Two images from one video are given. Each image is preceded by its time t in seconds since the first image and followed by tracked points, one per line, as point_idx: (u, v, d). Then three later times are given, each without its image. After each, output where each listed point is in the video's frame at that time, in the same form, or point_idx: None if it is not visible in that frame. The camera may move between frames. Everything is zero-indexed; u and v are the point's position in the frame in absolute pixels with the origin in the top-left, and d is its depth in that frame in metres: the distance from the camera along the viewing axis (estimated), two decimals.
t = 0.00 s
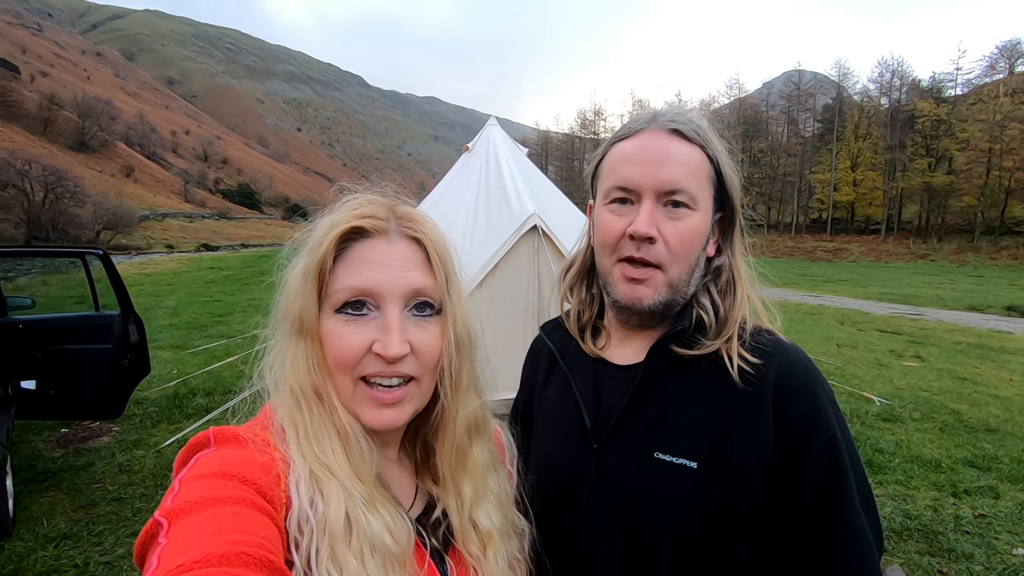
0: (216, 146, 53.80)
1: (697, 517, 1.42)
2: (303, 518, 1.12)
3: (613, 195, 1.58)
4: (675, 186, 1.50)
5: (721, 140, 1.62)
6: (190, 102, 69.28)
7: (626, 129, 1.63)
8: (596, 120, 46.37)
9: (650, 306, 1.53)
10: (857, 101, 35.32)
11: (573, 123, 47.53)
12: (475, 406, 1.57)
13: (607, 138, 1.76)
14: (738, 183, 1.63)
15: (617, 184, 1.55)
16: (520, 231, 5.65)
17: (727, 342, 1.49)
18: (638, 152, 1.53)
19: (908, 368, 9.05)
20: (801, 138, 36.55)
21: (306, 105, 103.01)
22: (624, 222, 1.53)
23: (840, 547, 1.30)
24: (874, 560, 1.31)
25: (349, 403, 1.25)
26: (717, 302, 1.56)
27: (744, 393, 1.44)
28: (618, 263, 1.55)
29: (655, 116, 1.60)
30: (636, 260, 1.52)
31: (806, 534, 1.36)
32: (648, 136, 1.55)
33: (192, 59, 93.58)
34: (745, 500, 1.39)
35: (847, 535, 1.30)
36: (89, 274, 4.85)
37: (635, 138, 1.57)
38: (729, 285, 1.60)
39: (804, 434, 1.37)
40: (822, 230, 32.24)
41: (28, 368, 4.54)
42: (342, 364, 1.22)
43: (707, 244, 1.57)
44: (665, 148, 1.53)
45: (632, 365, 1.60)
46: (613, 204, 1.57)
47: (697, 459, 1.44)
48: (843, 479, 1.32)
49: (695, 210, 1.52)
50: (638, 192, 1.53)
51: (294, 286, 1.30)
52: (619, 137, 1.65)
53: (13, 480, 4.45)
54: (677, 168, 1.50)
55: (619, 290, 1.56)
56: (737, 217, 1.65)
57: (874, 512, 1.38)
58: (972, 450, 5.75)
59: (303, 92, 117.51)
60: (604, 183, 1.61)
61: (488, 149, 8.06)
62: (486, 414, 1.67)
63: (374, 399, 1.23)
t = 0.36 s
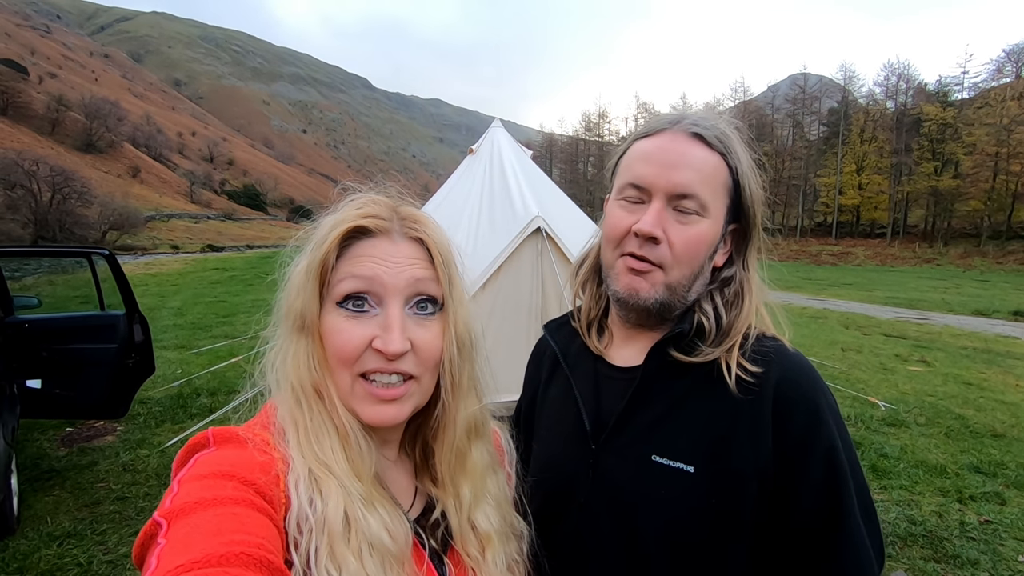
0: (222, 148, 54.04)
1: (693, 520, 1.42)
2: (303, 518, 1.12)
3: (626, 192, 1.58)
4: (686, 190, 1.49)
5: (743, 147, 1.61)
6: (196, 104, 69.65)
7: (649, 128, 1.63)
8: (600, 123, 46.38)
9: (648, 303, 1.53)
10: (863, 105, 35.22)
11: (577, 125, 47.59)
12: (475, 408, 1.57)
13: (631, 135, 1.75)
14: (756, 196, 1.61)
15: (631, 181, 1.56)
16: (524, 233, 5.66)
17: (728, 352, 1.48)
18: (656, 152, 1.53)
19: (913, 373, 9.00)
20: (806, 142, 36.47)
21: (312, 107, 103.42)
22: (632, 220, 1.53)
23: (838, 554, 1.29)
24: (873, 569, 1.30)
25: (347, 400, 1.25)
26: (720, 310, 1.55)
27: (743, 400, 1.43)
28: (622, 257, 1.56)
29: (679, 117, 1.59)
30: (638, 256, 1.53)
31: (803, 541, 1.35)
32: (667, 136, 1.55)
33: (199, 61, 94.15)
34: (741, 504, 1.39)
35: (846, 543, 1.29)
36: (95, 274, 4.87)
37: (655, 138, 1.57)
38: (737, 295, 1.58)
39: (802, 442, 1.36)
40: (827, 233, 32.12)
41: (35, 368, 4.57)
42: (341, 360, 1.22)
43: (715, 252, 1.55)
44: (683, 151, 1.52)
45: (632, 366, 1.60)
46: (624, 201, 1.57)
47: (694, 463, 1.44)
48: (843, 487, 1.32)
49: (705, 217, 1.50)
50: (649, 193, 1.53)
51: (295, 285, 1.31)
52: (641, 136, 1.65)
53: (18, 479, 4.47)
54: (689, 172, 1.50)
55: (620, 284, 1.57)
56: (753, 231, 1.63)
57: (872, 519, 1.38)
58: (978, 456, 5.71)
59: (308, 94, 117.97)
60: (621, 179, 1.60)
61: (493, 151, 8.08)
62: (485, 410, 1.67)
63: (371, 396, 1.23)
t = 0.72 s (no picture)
0: (229, 149, 54.31)
1: (689, 525, 1.41)
2: (302, 521, 1.12)
3: (652, 190, 1.57)
4: (714, 198, 1.48)
5: (773, 167, 1.59)
6: (204, 105, 70.14)
7: (685, 132, 1.62)
8: (606, 126, 46.40)
9: (656, 302, 1.52)
10: (870, 110, 35.08)
11: (583, 129, 47.60)
12: (477, 409, 1.58)
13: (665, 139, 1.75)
14: (782, 218, 1.59)
15: (659, 179, 1.55)
16: (529, 236, 5.65)
17: (733, 362, 1.47)
18: (690, 155, 1.52)
19: (920, 379, 8.93)
20: (813, 146, 36.34)
21: (318, 109, 103.85)
22: (655, 217, 1.52)
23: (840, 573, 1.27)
24: None
25: (350, 400, 1.24)
26: (728, 321, 1.53)
27: (742, 409, 1.42)
28: (636, 251, 1.55)
29: (718, 126, 1.58)
30: (654, 254, 1.52)
31: (803, 554, 1.33)
32: (705, 142, 1.54)
33: (207, 63, 94.77)
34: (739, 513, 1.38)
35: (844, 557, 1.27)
36: (102, 274, 4.89)
37: (690, 142, 1.56)
38: (747, 312, 1.56)
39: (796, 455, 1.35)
40: (833, 238, 31.98)
41: (42, 366, 4.60)
42: (345, 359, 1.22)
43: (730, 265, 1.54)
44: (715, 158, 1.51)
45: (634, 371, 1.60)
46: (649, 198, 1.57)
47: (693, 470, 1.43)
48: (842, 499, 1.30)
49: (727, 228, 1.50)
50: (676, 194, 1.52)
51: (299, 287, 1.32)
52: (674, 139, 1.65)
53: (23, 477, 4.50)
54: (718, 180, 1.49)
55: (630, 279, 1.57)
56: (775, 254, 1.61)
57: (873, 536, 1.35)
58: (986, 464, 5.66)
59: (315, 96, 118.51)
60: (647, 176, 1.60)
61: (499, 154, 8.09)
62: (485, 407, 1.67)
63: (374, 396, 1.22)
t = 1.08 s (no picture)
0: (235, 149, 54.52)
1: (692, 533, 1.40)
2: (307, 538, 1.06)
3: (650, 203, 1.56)
4: (713, 210, 1.47)
5: (767, 169, 1.58)
6: (211, 106, 70.50)
7: (678, 140, 1.61)
8: (611, 129, 46.37)
9: (663, 318, 1.52)
10: (877, 115, 34.97)
11: (588, 132, 47.62)
12: (473, 414, 1.55)
13: (655, 146, 1.74)
14: (778, 221, 1.58)
15: (657, 193, 1.54)
16: (533, 240, 5.65)
17: (737, 369, 1.46)
18: (684, 166, 1.51)
19: (924, 387, 8.87)
20: (819, 151, 36.24)
21: (324, 111, 104.25)
22: (656, 231, 1.51)
23: None
24: None
25: (435, 404, 1.24)
26: (731, 329, 1.53)
27: (744, 421, 1.42)
28: (638, 269, 1.55)
29: (711, 134, 1.56)
30: (657, 270, 1.52)
31: (809, 565, 1.32)
32: (699, 152, 1.53)
33: (214, 64, 95.19)
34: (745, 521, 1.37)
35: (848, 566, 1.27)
36: (107, 272, 4.91)
37: (686, 151, 1.55)
38: (750, 317, 1.56)
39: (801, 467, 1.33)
40: (838, 244, 31.85)
41: (46, 365, 4.61)
42: (437, 359, 1.22)
43: (732, 272, 1.53)
44: (711, 166, 1.50)
45: (636, 380, 1.59)
46: (649, 211, 1.56)
47: (697, 480, 1.43)
48: (848, 510, 1.29)
49: (728, 237, 1.49)
50: (675, 206, 1.51)
51: (368, 286, 1.18)
52: (668, 147, 1.63)
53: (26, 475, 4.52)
54: (716, 190, 1.48)
55: (634, 297, 1.56)
56: (773, 255, 1.60)
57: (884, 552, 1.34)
58: (991, 473, 5.62)
59: (321, 97, 118.99)
60: (645, 189, 1.59)
61: (503, 157, 8.08)
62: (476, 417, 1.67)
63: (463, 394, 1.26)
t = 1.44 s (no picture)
0: (240, 152, 54.79)
1: (692, 537, 1.40)
2: (301, 536, 1.06)
3: (662, 204, 1.55)
4: (724, 211, 1.48)
5: (769, 171, 1.61)
6: (218, 109, 70.96)
7: (686, 144, 1.62)
8: (615, 136, 46.43)
9: (677, 318, 1.52)
10: (881, 124, 34.95)
11: (592, 138, 47.71)
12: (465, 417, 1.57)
13: (660, 150, 1.75)
14: (781, 225, 1.60)
15: (668, 194, 1.54)
16: (536, 244, 5.66)
17: (742, 370, 1.47)
18: (695, 168, 1.52)
19: (928, 397, 8.82)
20: (823, 160, 36.22)
21: (330, 115, 104.73)
22: (668, 232, 1.51)
23: None
24: None
25: (440, 399, 1.26)
26: (737, 331, 1.53)
27: (751, 424, 1.41)
28: (651, 269, 1.54)
29: (718, 136, 1.58)
30: (672, 269, 1.51)
31: (809, 567, 1.32)
32: (709, 155, 1.54)
33: (222, 67, 95.81)
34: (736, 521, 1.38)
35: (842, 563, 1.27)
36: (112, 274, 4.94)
37: (695, 154, 1.56)
38: (753, 319, 1.56)
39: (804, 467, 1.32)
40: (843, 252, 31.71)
41: (50, 364, 4.63)
42: (444, 356, 1.24)
43: (740, 274, 1.54)
44: (720, 169, 1.52)
45: (642, 383, 1.59)
46: (659, 213, 1.55)
47: (702, 483, 1.42)
48: (850, 515, 1.28)
49: (738, 239, 1.50)
50: (688, 208, 1.51)
51: (380, 285, 1.19)
52: (675, 150, 1.64)
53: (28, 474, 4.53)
54: (728, 192, 1.49)
55: (648, 298, 1.55)
56: (775, 258, 1.62)
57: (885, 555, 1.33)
58: (995, 484, 5.58)
59: (326, 101, 119.73)
60: (654, 191, 1.59)
61: (507, 162, 8.12)
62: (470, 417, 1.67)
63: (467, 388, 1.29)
